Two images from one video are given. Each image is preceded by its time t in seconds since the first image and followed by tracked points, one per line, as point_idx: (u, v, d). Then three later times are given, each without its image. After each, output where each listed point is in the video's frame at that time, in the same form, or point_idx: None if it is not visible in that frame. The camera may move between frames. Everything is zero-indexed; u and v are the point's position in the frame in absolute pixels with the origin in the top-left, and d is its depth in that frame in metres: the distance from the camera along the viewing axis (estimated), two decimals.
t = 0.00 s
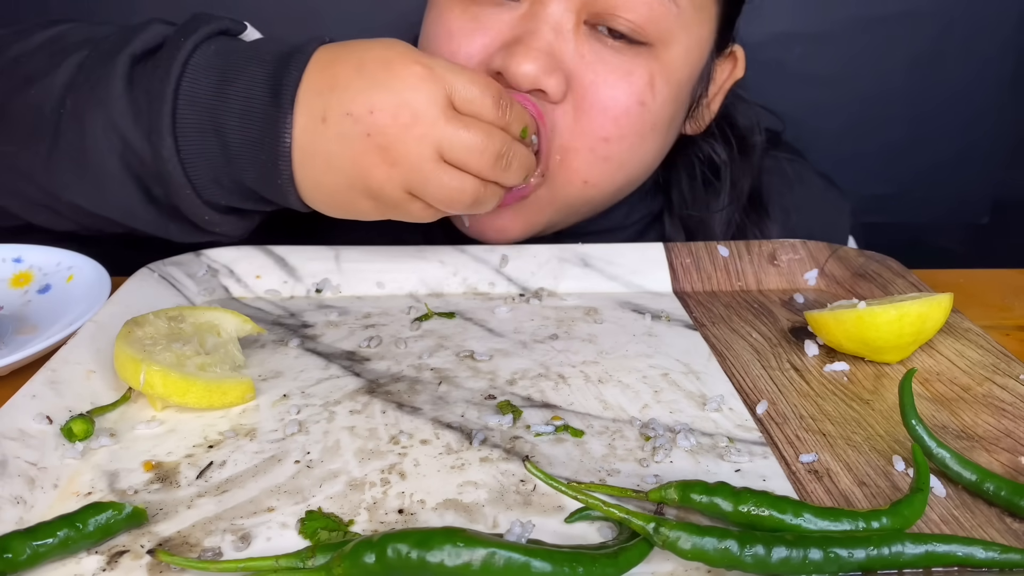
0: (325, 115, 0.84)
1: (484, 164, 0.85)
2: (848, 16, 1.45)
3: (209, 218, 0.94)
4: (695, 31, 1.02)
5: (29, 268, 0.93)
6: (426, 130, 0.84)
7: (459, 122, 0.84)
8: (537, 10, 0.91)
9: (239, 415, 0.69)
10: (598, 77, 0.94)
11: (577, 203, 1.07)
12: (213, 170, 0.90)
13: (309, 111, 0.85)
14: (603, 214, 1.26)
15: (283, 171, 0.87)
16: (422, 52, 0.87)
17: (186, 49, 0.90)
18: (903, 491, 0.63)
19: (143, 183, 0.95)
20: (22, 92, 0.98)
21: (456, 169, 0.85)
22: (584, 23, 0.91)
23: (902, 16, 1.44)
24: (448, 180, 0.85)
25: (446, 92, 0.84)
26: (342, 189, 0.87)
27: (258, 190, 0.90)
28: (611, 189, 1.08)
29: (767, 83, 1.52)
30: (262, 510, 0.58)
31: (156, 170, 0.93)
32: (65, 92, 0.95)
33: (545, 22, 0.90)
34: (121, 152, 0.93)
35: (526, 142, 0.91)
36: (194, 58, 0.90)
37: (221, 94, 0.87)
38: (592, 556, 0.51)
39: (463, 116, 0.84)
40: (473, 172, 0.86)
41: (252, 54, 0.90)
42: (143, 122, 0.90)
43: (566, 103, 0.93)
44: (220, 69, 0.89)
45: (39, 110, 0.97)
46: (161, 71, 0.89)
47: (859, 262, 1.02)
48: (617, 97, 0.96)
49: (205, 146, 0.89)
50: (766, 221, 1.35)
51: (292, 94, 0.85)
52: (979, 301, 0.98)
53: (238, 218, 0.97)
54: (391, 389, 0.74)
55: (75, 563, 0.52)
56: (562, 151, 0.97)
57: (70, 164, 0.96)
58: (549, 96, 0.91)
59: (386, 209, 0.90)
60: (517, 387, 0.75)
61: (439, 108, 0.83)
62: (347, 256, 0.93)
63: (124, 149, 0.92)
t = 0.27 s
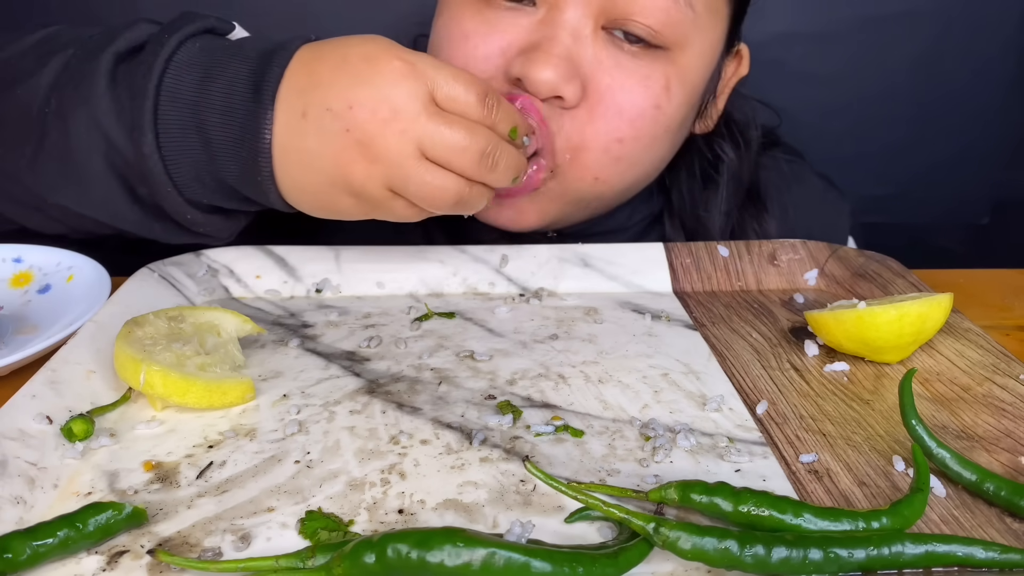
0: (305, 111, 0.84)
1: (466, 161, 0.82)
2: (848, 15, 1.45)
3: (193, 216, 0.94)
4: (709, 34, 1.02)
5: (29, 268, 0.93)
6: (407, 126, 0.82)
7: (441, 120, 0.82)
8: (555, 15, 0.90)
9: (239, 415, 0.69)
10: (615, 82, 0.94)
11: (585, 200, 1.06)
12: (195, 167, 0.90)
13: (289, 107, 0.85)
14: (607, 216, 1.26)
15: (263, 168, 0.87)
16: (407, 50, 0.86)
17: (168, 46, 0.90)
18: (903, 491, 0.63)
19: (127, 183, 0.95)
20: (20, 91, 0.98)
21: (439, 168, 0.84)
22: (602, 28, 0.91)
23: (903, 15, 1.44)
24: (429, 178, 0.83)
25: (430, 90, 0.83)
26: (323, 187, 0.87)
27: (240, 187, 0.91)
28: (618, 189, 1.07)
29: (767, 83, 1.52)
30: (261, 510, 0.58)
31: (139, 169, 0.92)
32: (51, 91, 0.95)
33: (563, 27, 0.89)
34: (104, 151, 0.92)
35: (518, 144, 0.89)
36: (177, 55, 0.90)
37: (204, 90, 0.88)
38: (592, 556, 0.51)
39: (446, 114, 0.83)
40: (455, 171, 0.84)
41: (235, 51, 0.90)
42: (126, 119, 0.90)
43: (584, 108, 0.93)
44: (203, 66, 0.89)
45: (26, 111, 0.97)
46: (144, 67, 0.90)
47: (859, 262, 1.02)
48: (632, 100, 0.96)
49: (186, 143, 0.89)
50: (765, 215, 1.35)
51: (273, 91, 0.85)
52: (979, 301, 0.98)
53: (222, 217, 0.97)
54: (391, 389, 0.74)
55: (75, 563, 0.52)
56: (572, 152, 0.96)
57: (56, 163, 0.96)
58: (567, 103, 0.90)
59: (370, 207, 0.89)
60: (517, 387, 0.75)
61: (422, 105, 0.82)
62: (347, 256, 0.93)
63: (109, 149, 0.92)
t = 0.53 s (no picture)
0: (278, 118, 0.84)
1: (439, 167, 0.80)
2: (848, 15, 1.44)
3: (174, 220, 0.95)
4: (718, 37, 1.02)
5: (29, 268, 0.92)
6: (377, 134, 0.80)
7: (412, 126, 0.80)
8: (566, 19, 0.89)
9: (238, 415, 0.69)
10: (627, 85, 0.94)
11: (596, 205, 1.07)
12: (173, 173, 0.91)
13: (262, 115, 0.84)
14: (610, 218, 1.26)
15: (239, 172, 0.87)
16: (382, 54, 0.84)
17: (139, 54, 0.91)
18: (903, 491, 0.63)
19: (109, 189, 0.95)
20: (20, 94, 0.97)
21: (415, 174, 0.82)
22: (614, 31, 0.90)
23: (903, 15, 1.44)
24: (405, 185, 0.81)
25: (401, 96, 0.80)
26: (301, 193, 0.87)
27: (217, 189, 0.91)
28: (629, 192, 1.07)
29: (767, 83, 1.52)
30: (261, 510, 0.58)
31: (118, 176, 0.92)
32: (30, 101, 0.95)
33: (575, 30, 0.89)
34: (83, 159, 0.93)
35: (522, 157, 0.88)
36: (149, 62, 0.91)
37: (177, 95, 0.88)
38: (592, 556, 0.51)
39: (417, 120, 0.80)
40: (433, 177, 0.82)
41: (205, 55, 0.90)
42: (101, 128, 0.90)
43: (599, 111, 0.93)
44: (175, 71, 0.89)
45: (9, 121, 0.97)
46: (117, 76, 0.90)
47: (859, 262, 1.02)
48: (646, 102, 0.96)
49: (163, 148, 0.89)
50: (764, 213, 1.35)
51: (243, 92, 0.85)
52: (979, 301, 0.98)
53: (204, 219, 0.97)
54: (391, 389, 0.74)
55: (75, 563, 0.52)
56: (591, 156, 0.96)
57: (38, 173, 0.96)
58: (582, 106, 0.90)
59: (348, 209, 0.89)
60: (517, 387, 0.75)
61: (392, 111, 0.80)
62: (348, 256, 0.93)
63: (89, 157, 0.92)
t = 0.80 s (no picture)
0: (278, 128, 0.83)
1: (441, 175, 0.80)
2: (848, 16, 1.45)
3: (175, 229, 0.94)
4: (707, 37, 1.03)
5: (29, 268, 0.92)
6: (376, 142, 0.80)
7: (412, 134, 0.80)
8: (553, 18, 0.89)
9: (239, 415, 0.69)
10: (617, 84, 0.93)
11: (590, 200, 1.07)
12: (174, 182, 0.90)
13: (260, 124, 0.84)
14: (604, 217, 1.24)
15: (240, 182, 0.87)
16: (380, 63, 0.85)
17: (140, 62, 0.90)
18: (904, 491, 0.63)
19: (108, 198, 0.95)
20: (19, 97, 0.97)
21: (415, 182, 0.82)
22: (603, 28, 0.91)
23: (902, 15, 1.44)
24: (406, 193, 0.82)
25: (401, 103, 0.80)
26: (302, 202, 0.87)
27: (218, 199, 0.91)
28: (623, 189, 1.07)
29: (767, 84, 1.52)
30: (261, 510, 0.58)
31: (118, 185, 0.92)
32: (30, 108, 0.95)
33: (563, 30, 0.89)
34: (82, 167, 0.93)
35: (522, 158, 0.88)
36: (150, 71, 0.90)
37: (178, 105, 0.88)
38: (592, 556, 0.51)
39: (417, 127, 0.80)
40: (433, 185, 0.82)
41: (207, 64, 0.90)
42: (102, 137, 0.90)
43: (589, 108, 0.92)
44: (176, 81, 0.89)
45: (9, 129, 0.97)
46: (119, 84, 0.90)
47: (859, 262, 1.02)
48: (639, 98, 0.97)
49: (163, 158, 0.89)
50: (760, 215, 1.35)
51: (244, 104, 0.85)
52: (980, 301, 0.98)
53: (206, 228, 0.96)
54: (391, 389, 0.74)
55: (75, 563, 0.52)
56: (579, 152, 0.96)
57: (38, 181, 0.96)
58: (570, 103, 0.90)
59: (350, 218, 0.89)
60: (517, 387, 0.75)
61: (391, 120, 0.80)
62: (347, 256, 0.93)
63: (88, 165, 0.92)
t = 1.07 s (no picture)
0: (320, 136, 0.84)
1: (476, 189, 0.85)
2: (847, 15, 1.45)
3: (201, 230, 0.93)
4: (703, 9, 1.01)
5: (29, 268, 0.93)
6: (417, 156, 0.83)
7: (451, 148, 0.84)
8: None
9: (239, 415, 0.69)
10: (607, 57, 0.93)
11: (587, 197, 1.07)
12: (207, 185, 0.89)
13: (304, 132, 0.84)
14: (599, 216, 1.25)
15: (277, 188, 0.86)
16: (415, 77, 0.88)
17: (181, 66, 0.89)
18: (904, 491, 0.63)
19: (133, 197, 0.94)
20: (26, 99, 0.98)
21: (448, 195, 0.85)
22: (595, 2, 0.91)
23: (902, 15, 1.44)
24: (439, 206, 0.85)
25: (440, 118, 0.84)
26: (337, 211, 0.87)
27: (251, 205, 0.89)
28: (617, 180, 1.07)
29: (767, 83, 1.52)
30: (261, 510, 0.58)
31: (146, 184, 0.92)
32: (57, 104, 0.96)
33: None
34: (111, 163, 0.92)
35: (520, 168, 0.93)
36: (190, 74, 0.89)
37: (218, 110, 0.87)
38: (592, 556, 0.51)
39: (455, 143, 0.84)
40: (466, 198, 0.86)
41: (247, 72, 0.89)
42: (137, 134, 0.89)
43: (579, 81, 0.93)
44: (217, 86, 0.88)
45: (33, 124, 0.97)
46: (159, 84, 0.89)
47: (859, 262, 1.02)
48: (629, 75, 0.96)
49: (198, 162, 0.88)
50: (759, 219, 1.34)
51: (289, 112, 0.85)
52: (980, 301, 0.98)
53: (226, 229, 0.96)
54: (391, 389, 0.74)
55: (75, 563, 0.52)
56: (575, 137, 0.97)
57: (62, 175, 0.95)
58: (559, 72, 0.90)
59: (378, 228, 0.90)
60: (517, 387, 0.75)
61: (433, 134, 0.83)
62: (347, 255, 0.93)
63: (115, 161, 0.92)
